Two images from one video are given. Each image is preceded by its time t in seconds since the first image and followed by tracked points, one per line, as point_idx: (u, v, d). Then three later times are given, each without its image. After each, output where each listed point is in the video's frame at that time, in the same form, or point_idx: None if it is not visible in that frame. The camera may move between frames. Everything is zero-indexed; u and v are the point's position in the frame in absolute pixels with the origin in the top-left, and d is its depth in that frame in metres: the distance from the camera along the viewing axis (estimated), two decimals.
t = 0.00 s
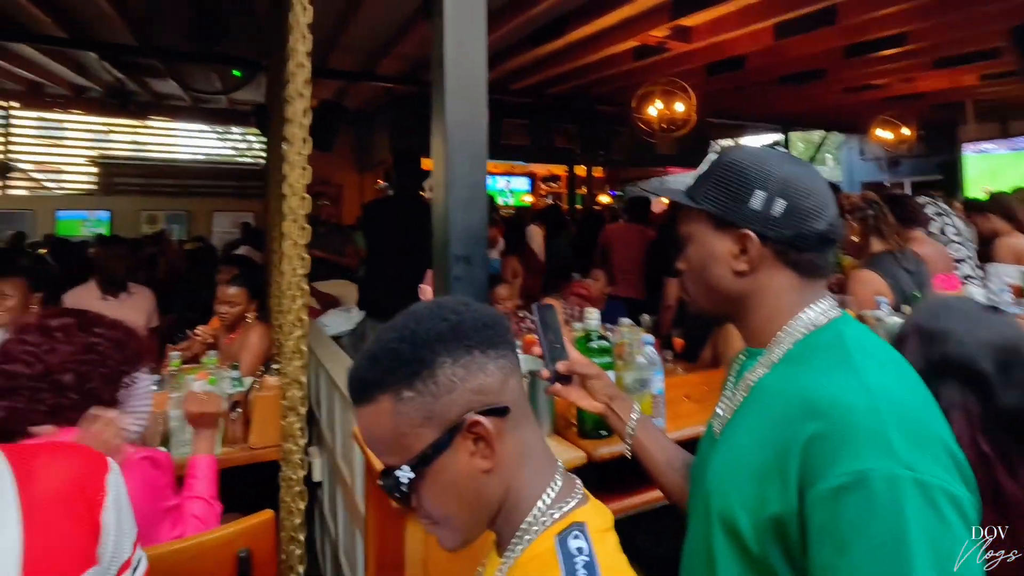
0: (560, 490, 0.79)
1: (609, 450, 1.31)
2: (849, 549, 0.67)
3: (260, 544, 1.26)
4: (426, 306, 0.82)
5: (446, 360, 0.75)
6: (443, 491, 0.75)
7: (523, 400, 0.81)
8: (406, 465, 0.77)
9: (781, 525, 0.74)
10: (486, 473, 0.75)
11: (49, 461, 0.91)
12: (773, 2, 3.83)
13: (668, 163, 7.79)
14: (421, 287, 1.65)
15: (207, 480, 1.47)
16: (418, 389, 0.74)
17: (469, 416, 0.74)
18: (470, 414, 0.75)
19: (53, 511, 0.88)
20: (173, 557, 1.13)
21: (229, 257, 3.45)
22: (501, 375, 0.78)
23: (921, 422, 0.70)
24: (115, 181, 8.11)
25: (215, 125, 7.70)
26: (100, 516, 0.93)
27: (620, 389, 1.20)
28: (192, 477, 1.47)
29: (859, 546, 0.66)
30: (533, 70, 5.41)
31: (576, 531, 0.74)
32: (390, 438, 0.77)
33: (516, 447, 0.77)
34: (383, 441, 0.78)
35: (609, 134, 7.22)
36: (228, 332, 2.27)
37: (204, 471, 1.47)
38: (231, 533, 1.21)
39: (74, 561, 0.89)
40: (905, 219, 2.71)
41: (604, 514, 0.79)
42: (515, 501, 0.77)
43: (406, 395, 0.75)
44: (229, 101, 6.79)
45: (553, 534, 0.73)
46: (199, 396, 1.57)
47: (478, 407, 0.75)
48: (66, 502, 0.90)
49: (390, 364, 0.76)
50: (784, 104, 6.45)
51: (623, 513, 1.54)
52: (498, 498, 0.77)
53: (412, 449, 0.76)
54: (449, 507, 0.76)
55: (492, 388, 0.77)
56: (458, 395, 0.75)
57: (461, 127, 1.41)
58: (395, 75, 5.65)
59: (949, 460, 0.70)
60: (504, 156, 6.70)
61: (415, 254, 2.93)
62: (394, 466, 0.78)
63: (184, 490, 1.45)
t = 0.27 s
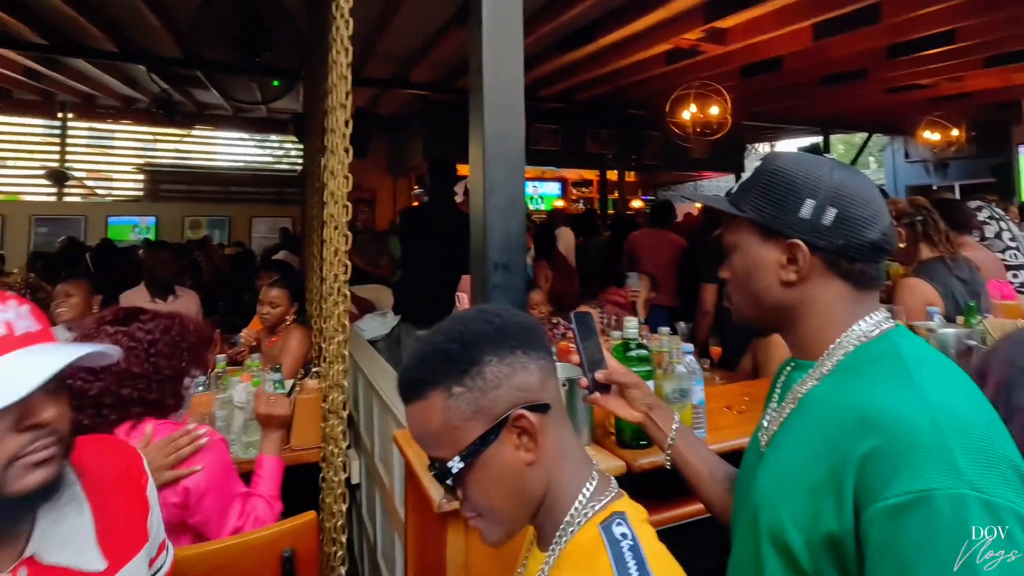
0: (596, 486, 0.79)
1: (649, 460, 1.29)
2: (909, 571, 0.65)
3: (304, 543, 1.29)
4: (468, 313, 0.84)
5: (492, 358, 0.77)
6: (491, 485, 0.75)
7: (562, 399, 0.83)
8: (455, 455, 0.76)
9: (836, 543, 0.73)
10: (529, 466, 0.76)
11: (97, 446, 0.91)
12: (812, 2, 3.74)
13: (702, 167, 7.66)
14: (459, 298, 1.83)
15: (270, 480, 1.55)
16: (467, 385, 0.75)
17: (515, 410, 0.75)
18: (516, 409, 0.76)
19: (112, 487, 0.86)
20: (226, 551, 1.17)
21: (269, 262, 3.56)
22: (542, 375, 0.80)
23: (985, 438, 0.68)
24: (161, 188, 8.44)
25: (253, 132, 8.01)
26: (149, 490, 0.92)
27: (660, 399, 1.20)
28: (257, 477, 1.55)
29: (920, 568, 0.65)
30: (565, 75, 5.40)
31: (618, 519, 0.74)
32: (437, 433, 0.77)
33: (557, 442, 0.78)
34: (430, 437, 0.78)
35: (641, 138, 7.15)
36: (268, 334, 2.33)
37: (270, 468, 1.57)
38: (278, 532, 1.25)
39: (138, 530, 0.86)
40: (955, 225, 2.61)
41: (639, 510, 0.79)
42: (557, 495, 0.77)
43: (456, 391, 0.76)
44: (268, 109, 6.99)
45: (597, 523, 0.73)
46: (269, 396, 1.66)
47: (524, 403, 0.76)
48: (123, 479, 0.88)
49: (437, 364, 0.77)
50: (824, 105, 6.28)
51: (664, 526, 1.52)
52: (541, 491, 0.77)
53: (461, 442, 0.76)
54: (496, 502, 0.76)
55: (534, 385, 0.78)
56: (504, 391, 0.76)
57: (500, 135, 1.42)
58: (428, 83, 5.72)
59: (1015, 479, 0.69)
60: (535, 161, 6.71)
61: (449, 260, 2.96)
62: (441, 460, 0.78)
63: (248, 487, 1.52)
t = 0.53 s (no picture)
0: (627, 495, 0.78)
1: (681, 469, 1.27)
2: None
3: (336, 544, 1.32)
4: (498, 320, 0.85)
5: (520, 366, 0.76)
6: (522, 494, 0.76)
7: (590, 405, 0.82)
8: (486, 464, 0.76)
9: (883, 561, 0.76)
10: (558, 472, 0.75)
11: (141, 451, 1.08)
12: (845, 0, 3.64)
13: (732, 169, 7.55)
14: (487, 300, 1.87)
15: (308, 492, 1.59)
16: (497, 392, 0.75)
17: (545, 418, 0.75)
18: (545, 416, 0.76)
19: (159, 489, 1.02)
20: (262, 550, 1.20)
21: (300, 265, 3.64)
22: (569, 380, 0.80)
23: None
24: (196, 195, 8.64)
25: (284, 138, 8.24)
26: (188, 487, 1.10)
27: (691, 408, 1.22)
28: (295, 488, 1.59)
29: None
30: (591, 78, 5.39)
31: (653, 526, 0.73)
32: (467, 439, 0.77)
33: (586, 448, 0.78)
34: (461, 442, 0.78)
35: (669, 141, 7.07)
36: (300, 336, 2.37)
37: (308, 479, 1.60)
38: (311, 533, 1.27)
39: (182, 524, 1.02)
40: (1002, 229, 2.50)
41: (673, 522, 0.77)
42: (587, 503, 0.77)
43: (485, 399, 0.76)
44: (298, 116, 7.14)
45: (630, 531, 0.73)
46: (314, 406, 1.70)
47: (553, 410, 0.76)
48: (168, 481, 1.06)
49: (465, 372, 0.77)
50: (859, 105, 6.11)
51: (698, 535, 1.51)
52: (571, 497, 0.77)
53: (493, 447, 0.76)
54: (525, 509, 0.76)
55: (561, 393, 0.78)
56: (532, 397, 0.76)
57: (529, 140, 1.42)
58: (454, 87, 5.77)
59: None
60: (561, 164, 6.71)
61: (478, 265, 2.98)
62: (472, 466, 0.78)
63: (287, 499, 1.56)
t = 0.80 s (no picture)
0: (669, 511, 0.78)
1: (716, 479, 1.25)
2: None
3: (369, 546, 1.33)
4: (535, 325, 0.85)
5: (558, 373, 0.76)
6: (557, 504, 0.76)
7: (630, 419, 0.82)
8: (519, 471, 0.77)
9: None
10: (594, 486, 0.75)
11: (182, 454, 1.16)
12: None
13: (763, 171, 7.41)
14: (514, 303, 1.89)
15: (337, 496, 1.61)
16: (533, 399, 0.76)
17: (581, 428, 0.75)
18: (581, 427, 0.75)
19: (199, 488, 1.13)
20: (297, 549, 1.23)
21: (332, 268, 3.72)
22: (609, 392, 0.79)
23: None
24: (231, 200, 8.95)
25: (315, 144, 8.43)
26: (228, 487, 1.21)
27: (726, 417, 1.20)
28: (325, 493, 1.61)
29: None
30: (618, 80, 5.36)
31: (693, 552, 0.73)
32: (502, 444, 0.78)
33: (626, 464, 0.78)
34: (496, 448, 0.79)
35: (698, 142, 6.98)
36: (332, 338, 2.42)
37: (336, 484, 1.62)
38: (344, 535, 1.29)
39: (224, 520, 1.13)
40: None
41: (712, 540, 0.77)
42: (623, 518, 0.77)
43: (520, 405, 0.76)
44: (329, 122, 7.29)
45: (670, 555, 0.72)
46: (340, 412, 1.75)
47: (590, 420, 0.76)
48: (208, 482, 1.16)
49: (502, 379, 0.78)
50: (897, 103, 5.92)
51: (732, 546, 1.49)
52: (608, 510, 0.77)
53: (526, 455, 0.76)
54: (561, 521, 0.76)
55: (600, 403, 0.77)
56: (570, 406, 0.75)
57: (558, 147, 1.42)
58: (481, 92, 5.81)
59: None
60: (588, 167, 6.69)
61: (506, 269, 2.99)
62: (507, 473, 0.78)
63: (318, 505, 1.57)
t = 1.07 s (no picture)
0: (727, 545, 0.75)
1: (760, 489, 1.22)
2: None
3: (409, 546, 1.35)
4: (571, 338, 0.84)
5: (592, 395, 0.75)
6: (597, 532, 0.74)
7: (678, 439, 0.78)
8: (555, 500, 0.77)
9: None
10: (639, 517, 0.72)
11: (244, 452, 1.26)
12: None
13: (805, 172, 7.20)
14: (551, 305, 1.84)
15: (393, 493, 1.61)
16: (566, 421, 0.75)
17: (618, 454, 0.73)
18: (619, 452, 0.73)
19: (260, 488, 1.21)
20: (338, 546, 1.26)
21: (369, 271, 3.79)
22: (651, 412, 0.76)
23: None
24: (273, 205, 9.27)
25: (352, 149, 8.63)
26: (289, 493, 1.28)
27: (769, 425, 1.18)
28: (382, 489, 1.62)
29: None
30: (653, 81, 5.31)
31: None
32: (540, 470, 0.78)
33: (672, 490, 0.73)
34: (535, 471, 0.79)
35: (736, 144, 6.84)
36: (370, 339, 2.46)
37: (393, 482, 1.63)
38: (384, 533, 1.31)
39: (282, 525, 1.20)
40: None
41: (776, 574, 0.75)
42: (676, 552, 0.73)
43: (553, 427, 0.76)
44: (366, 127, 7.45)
45: None
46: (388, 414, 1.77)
47: (628, 444, 0.74)
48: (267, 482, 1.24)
49: (540, 395, 0.78)
50: (949, 100, 5.66)
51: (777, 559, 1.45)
52: (656, 545, 0.73)
53: (563, 483, 0.76)
54: (603, 550, 0.75)
55: (641, 425, 0.75)
56: (606, 430, 0.74)
57: (596, 152, 1.42)
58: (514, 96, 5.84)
59: None
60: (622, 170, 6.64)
61: (541, 273, 2.99)
62: (545, 499, 0.79)
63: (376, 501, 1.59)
